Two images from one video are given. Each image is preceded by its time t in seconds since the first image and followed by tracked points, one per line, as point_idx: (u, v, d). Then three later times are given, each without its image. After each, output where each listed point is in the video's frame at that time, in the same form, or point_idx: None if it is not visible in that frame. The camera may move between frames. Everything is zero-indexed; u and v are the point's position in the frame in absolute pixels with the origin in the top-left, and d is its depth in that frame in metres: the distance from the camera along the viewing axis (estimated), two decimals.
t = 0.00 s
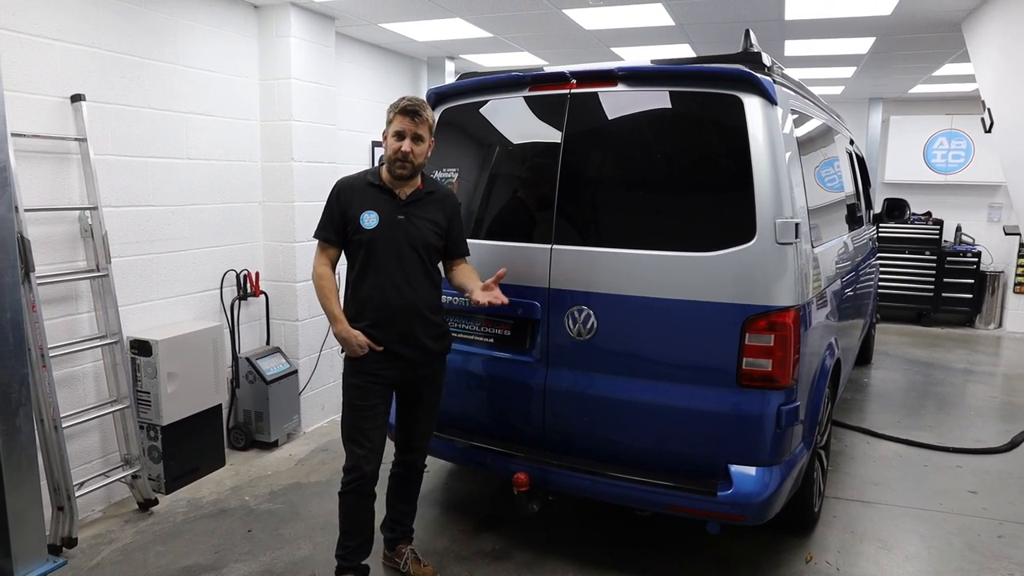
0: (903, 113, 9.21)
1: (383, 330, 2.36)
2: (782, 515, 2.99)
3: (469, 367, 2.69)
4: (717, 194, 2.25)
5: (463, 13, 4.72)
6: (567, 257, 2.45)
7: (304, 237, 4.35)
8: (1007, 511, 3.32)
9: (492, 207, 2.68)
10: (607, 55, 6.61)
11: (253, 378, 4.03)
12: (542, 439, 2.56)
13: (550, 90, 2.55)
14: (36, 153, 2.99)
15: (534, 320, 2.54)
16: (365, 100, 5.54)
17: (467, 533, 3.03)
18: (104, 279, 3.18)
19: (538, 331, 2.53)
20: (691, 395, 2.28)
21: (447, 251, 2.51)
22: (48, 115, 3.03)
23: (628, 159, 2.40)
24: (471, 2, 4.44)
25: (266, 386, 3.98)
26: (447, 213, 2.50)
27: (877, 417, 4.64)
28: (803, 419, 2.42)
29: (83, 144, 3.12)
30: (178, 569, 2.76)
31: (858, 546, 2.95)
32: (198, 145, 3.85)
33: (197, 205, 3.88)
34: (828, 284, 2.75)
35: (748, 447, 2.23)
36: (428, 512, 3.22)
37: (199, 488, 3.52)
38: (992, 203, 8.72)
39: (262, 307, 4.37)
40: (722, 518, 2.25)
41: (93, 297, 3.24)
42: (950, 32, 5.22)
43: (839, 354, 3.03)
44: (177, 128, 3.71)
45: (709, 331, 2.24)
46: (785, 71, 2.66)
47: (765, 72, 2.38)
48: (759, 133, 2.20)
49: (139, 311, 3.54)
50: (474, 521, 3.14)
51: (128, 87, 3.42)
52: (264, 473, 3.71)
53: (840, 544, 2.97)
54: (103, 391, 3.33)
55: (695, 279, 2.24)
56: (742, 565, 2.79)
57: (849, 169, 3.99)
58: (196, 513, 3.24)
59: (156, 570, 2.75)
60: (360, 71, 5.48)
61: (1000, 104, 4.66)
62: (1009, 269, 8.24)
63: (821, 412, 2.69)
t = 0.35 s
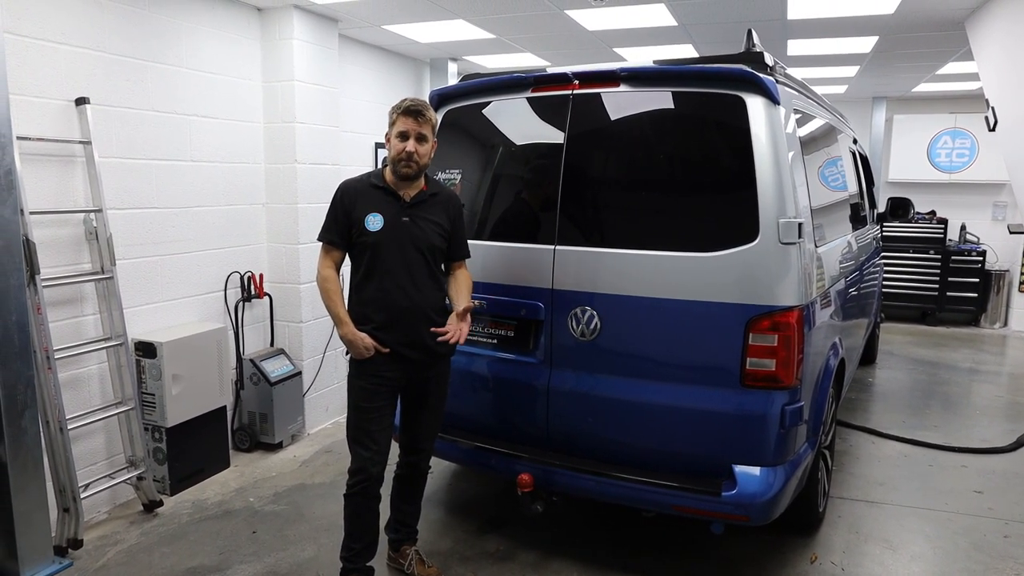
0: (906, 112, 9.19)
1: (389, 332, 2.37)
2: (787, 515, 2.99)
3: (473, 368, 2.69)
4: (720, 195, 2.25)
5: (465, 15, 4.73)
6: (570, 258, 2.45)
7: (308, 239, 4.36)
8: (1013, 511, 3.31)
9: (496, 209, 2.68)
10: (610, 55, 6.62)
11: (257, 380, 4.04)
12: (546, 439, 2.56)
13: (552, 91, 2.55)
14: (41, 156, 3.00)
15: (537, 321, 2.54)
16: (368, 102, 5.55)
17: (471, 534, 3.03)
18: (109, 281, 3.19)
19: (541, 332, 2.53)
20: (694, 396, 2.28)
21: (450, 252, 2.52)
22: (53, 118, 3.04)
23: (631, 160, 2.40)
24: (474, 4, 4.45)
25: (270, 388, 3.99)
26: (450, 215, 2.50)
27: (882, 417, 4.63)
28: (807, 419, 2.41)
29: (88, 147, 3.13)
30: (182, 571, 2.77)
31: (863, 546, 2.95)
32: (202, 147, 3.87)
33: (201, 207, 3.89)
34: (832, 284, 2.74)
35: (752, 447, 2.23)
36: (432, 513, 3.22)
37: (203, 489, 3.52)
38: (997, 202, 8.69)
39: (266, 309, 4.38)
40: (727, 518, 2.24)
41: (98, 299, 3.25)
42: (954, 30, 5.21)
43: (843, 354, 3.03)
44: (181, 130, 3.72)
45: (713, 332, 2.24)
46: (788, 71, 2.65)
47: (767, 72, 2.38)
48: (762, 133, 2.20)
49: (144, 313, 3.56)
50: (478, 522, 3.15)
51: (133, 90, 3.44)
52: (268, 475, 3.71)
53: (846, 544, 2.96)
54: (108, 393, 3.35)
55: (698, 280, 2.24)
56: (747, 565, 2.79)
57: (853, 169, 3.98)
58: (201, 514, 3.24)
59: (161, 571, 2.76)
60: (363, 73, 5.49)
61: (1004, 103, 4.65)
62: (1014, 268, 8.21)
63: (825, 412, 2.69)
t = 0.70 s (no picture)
0: (904, 110, 9.20)
1: (389, 334, 2.37)
2: (789, 514, 2.99)
3: (473, 369, 2.69)
4: (719, 194, 2.25)
5: (463, 15, 4.73)
6: (570, 259, 2.45)
7: (307, 241, 4.36)
8: (1014, 508, 3.31)
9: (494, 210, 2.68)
10: (608, 55, 6.62)
11: (257, 382, 4.04)
12: (547, 440, 2.56)
13: (550, 91, 2.55)
14: (40, 160, 3.01)
15: (537, 321, 2.54)
16: (366, 103, 5.55)
17: (472, 535, 3.03)
18: (109, 285, 3.19)
19: (541, 333, 2.53)
20: (695, 395, 2.28)
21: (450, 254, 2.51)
22: (50, 122, 3.04)
23: (629, 160, 2.40)
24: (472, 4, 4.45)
25: (271, 390, 3.99)
26: (450, 216, 2.50)
27: (882, 415, 4.63)
28: (807, 418, 2.41)
29: (86, 150, 3.13)
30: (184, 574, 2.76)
31: (865, 544, 2.94)
32: (201, 150, 3.87)
33: (200, 210, 3.89)
34: (831, 282, 2.74)
35: (753, 446, 2.23)
36: (433, 514, 3.22)
37: (204, 492, 3.52)
38: (995, 199, 8.70)
39: (265, 311, 4.38)
40: (728, 517, 2.24)
41: (97, 302, 3.25)
42: (951, 28, 5.21)
43: (843, 353, 3.04)
44: (179, 133, 3.72)
45: (713, 330, 2.24)
46: (786, 70, 2.66)
47: (765, 71, 2.38)
48: (760, 132, 2.20)
49: (144, 316, 3.56)
50: (479, 522, 3.14)
51: (132, 94, 3.44)
52: (269, 477, 3.71)
53: (847, 542, 2.96)
54: (108, 396, 3.34)
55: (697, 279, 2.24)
56: (748, 564, 2.79)
57: (852, 167, 3.99)
58: (202, 517, 3.24)
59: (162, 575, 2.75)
60: (362, 74, 5.49)
61: (1002, 100, 4.66)
62: (1013, 265, 8.21)
63: (825, 410, 2.69)
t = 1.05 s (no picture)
0: (897, 114, 9.24)
1: (381, 335, 2.36)
2: (780, 515, 2.99)
3: (466, 369, 2.69)
4: (712, 196, 2.26)
5: (457, 16, 4.73)
6: (563, 260, 2.45)
7: (300, 241, 4.35)
8: (1004, 509, 3.33)
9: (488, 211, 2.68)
10: (602, 57, 6.63)
11: (250, 382, 4.03)
12: (539, 441, 2.56)
13: (545, 92, 2.55)
14: (31, 159, 2.99)
15: (530, 322, 2.54)
16: (361, 104, 5.54)
17: (464, 536, 3.02)
18: (100, 284, 3.17)
19: (534, 334, 2.53)
20: (687, 397, 2.28)
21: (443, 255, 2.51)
22: (41, 120, 3.02)
23: (623, 161, 2.40)
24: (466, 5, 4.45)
25: (263, 390, 3.97)
26: (444, 217, 2.50)
27: (874, 416, 4.65)
28: (799, 419, 2.42)
29: (78, 148, 3.11)
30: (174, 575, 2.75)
31: (856, 545, 2.95)
32: (194, 150, 3.85)
33: (193, 210, 3.87)
34: (824, 284, 2.75)
35: (744, 448, 2.24)
36: (425, 515, 3.22)
37: (196, 493, 3.51)
38: (987, 202, 8.75)
39: (258, 312, 4.36)
40: (719, 519, 2.25)
41: (88, 301, 3.23)
42: (943, 32, 5.24)
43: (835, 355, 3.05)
44: (172, 132, 3.71)
45: (705, 332, 2.24)
46: (779, 73, 2.67)
47: (758, 73, 2.38)
48: (753, 134, 2.21)
49: (137, 316, 3.55)
50: (471, 523, 3.14)
51: (125, 93, 3.43)
52: (261, 478, 3.70)
53: (838, 543, 2.97)
54: (99, 397, 3.33)
55: (690, 281, 2.25)
56: (739, 565, 2.79)
57: (845, 170, 4.00)
58: (193, 518, 3.23)
59: None
60: (356, 74, 5.48)
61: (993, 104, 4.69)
62: (1004, 268, 8.26)
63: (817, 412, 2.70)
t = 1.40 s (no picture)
0: (891, 114, 9.28)
1: (374, 336, 2.37)
2: (775, 514, 3.00)
3: (461, 370, 2.69)
4: (706, 197, 2.26)
5: (451, 17, 4.74)
6: (557, 260, 2.46)
7: (295, 242, 4.34)
8: (997, 508, 3.34)
9: (482, 211, 2.69)
10: (596, 58, 6.64)
11: (244, 383, 4.02)
12: (534, 441, 2.56)
13: (539, 92, 2.56)
14: (24, 160, 2.98)
15: (524, 323, 2.54)
16: (355, 104, 5.54)
17: (459, 537, 3.02)
18: (94, 285, 3.16)
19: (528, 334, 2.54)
20: (681, 397, 2.29)
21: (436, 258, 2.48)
22: (34, 121, 3.01)
23: (617, 161, 2.41)
24: (460, 6, 4.46)
25: (258, 391, 3.97)
26: (438, 218, 2.49)
27: (868, 416, 4.67)
28: (793, 419, 2.43)
29: (71, 150, 3.10)
30: None
31: (850, 544, 2.96)
32: (189, 151, 3.85)
33: (187, 210, 3.87)
34: (818, 285, 2.76)
35: (738, 447, 2.24)
36: (420, 516, 3.21)
37: (190, 494, 3.50)
38: (979, 202, 8.79)
39: (252, 313, 4.35)
40: (714, 518, 2.25)
41: (82, 303, 3.22)
42: (936, 33, 5.27)
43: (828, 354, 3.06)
44: (165, 133, 3.70)
45: (699, 332, 2.25)
46: (772, 73, 2.67)
47: (752, 73, 2.39)
48: (747, 135, 2.21)
49: (131, 317, 3.54)
50: (466, 524, 3.14)
51: (118, 93, 3.42)
52: (255, 479, 3.69)
53: (832, 542, 2.98)
54: (92, 398, 3.32)
55: (684, 281, 2.25)
56: (734, 565, 2.80)
57: (838, 170, 4.02)
58: (188, 520, 3.22)
59: None
60: (350, 75, 5.48)
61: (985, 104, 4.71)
62: (997, 268, 8.30)
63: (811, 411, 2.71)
